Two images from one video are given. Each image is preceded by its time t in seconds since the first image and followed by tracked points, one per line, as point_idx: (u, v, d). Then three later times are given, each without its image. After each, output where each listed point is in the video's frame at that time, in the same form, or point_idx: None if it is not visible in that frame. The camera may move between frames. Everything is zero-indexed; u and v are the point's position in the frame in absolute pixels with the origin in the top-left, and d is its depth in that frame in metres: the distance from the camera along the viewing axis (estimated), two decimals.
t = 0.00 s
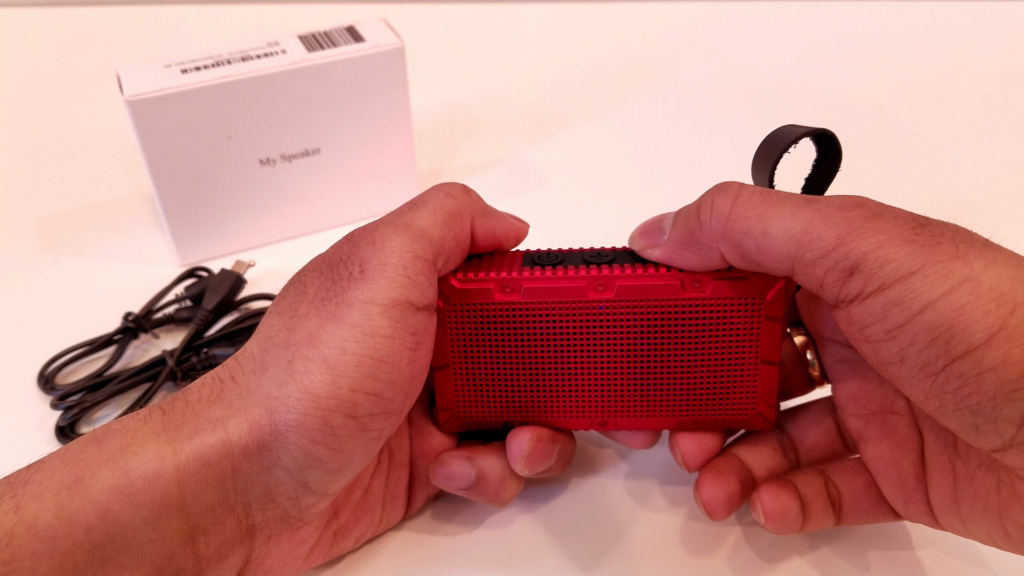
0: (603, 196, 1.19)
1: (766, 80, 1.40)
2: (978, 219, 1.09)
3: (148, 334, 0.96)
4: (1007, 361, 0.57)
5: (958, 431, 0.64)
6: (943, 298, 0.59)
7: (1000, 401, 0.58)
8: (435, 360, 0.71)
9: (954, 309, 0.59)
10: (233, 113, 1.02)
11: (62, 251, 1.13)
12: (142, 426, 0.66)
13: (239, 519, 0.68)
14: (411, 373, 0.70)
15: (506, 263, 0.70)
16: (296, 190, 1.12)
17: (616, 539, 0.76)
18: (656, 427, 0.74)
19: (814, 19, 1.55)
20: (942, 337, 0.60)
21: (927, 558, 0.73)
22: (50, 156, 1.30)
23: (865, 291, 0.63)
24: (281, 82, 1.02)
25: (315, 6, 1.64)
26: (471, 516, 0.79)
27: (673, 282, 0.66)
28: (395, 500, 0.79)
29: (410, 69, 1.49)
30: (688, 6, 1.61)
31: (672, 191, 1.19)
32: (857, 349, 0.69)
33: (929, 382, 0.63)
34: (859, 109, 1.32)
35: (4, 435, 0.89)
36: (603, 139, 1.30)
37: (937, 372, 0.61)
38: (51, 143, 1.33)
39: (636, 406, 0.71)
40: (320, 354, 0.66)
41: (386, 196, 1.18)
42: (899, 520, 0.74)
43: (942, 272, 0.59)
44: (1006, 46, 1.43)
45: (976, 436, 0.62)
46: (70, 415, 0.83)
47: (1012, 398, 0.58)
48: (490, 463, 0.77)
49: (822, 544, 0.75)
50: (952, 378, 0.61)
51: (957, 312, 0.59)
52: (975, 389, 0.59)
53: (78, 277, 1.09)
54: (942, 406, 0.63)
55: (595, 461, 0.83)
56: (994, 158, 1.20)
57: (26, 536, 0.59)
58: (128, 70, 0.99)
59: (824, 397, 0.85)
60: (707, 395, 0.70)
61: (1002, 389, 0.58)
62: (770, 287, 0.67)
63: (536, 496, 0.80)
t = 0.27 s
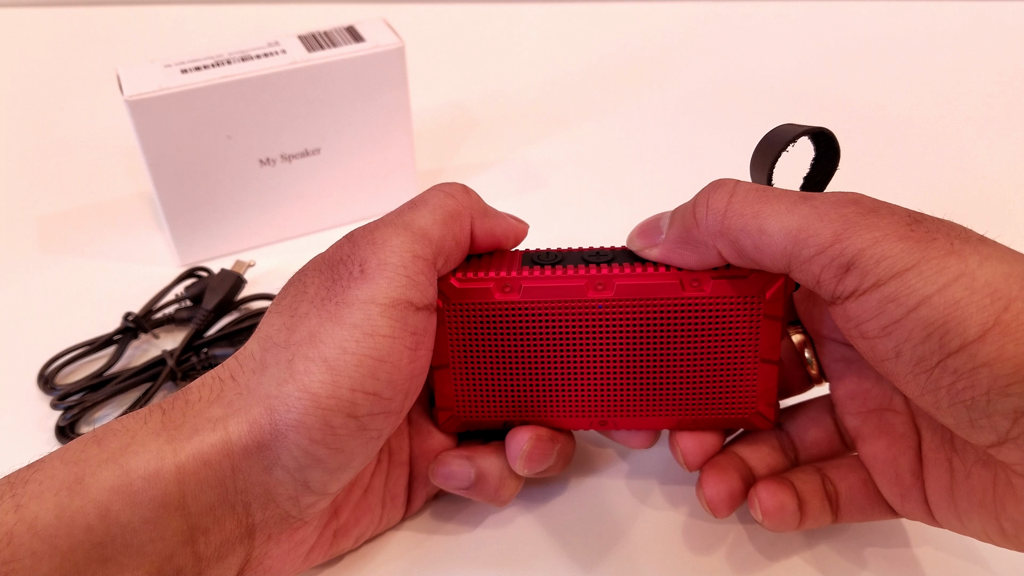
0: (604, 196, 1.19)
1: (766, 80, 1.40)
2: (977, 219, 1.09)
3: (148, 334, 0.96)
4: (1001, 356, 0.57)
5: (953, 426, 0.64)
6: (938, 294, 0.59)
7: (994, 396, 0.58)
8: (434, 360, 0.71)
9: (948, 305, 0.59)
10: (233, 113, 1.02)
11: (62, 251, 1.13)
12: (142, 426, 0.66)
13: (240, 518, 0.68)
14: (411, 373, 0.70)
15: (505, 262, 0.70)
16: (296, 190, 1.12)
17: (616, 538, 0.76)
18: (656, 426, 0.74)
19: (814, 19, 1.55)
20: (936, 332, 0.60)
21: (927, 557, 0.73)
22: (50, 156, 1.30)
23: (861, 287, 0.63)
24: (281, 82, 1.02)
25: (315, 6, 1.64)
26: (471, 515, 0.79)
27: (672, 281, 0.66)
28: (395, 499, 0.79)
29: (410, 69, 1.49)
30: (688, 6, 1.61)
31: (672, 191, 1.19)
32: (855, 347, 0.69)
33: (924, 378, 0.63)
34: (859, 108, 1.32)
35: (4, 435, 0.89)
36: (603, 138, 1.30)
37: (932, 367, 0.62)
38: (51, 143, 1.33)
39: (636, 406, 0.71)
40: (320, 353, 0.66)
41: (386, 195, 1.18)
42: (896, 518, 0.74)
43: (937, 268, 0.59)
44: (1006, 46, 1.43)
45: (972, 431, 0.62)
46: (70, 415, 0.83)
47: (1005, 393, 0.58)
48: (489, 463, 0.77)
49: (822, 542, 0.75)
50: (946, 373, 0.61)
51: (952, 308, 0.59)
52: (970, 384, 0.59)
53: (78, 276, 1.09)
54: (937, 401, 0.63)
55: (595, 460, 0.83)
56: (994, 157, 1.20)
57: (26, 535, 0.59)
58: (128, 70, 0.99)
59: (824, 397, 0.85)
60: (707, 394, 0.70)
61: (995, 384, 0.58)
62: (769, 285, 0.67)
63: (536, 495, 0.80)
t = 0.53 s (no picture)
0: (604, 196, 1.19)
1: (766, 80, 1.40)
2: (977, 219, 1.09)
3: (148, 334, 0.96)
4: (998, 356, 0.57)
5: (951, 426, 0.64)
6: (936, 294, 0.59)
7: (991, 395, 0.58)
8: (435, 360, 0.71)
9: (947, 305, 0.59)
10: (233, 113, 1.02)
11: (62, 251, 1.13)
12: (142, 426, 0.66)
13: (240, 518, 0.68)
14: (411, 373, 0.70)
15: (505, 263, 0.70)
16: (296, 190, 1.12)
17: (616, 538, 0.76)
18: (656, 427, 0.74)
19: (814, 19, 1.55)
20: (935, 332, 0.60)
21: (926, 556, 0.73)
22: (50, 156, 1.30)
23: (861, 287, 0.63)
24: (281, 82, 1.02)
25: (316, 6, 1.64)
26: (471, 515, 0.79)
27: (672, 281, 0.66)
28: (395, 499, 0.79)
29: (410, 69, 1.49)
30: (689, 6, 1.61)
31: (672, 191, 1.19)
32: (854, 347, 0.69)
33: (922, 377, 0.63)
34: (859, 108, 1.32)
35: (5, 435, 0.89)
36: (604, 138, 1.30)
37: (930, 366, 0.62)
38: (51, 143, 1.33)
39: (636, 406, 0.71)
40: (320, 353, 0.66)
41: (386, 196, 1.18)
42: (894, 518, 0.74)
43: (936, 269, 0.59)
44: (1006, 46, 1.43)
45: (970, 432, 0.62)
46: (70, 416, 0.83)
47: (1003, 393, 0.58)
48: (489, 463, 0.77)
49: (821, 543, 0.75)
50: (944, 373, 0.61)
51: (951, 308, 0.59)
52: (968, 383, 0.59)
53: (78, 276, 1.09)
54: (935, 401, 0.63)
55: (594, 460, 0.83)
56: (994, 158, 1.20)
57: (27, 535, 0.59)
58: (128, 70, 0.99)
59: (823, 397, 0.85)
60: (707, 394, 0.70)
61: (993, 384, 0.58)
62: (769, 285, 0.67)
63: (536, 495, 0.80)
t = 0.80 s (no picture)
0: (604, 196, 1.19)
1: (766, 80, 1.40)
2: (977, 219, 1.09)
3: (148, 334, 0.96)
4: (997, 354, 0.57)
5: (950, 424, 0.64)
6: (935, 292, 0.59)
7: (989, 392, 0.58)
8: (435, 359, 0.71)
9: (945, 302, 0.59)
10: (233, 113, 1.02)
11: (63, 252, 1.13)
12: (142, 425, 0.66)
13: (240, 517, 0.68)
14: (411, 372, 0.70)
15: (505, 262, 0.71)
16: (297, 190, 1.12)
17: (616, 537, 0.76)
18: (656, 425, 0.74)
19: (814, 19, 1.55)
20: (933, 330, 0.60)
21: (925, 554, 0.73)
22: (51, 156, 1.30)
23: (859, 285, 0.63)
24: (281, 82, 1.02)
25: (316, 6, 1.64)
26: (471, 514, 0.79)
27: (672, 280, 0.66)
28: (395, 498, 0.79)
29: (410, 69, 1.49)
30: (689, 6, 1.61)
31: (672, 191, 1.19)
32: (853, 345, 0.69)
33: (921, 375, 0.63)
34: (859, 108, 1.32)
35: (5, 435, 0.89)
36: (604, 139, 1.30)
37: (929, 364, 0.62)
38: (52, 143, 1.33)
39: (636, 405, 0.71)
40: (320, 352, 0.66)
41: (386, 195, 1.18)
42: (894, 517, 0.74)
43: (935, 266, 0.59)
44: (1006, 46, 1.43)
45: (969, 429, 0.62)
46: (70, 415, 0.83)
47: (1001, 389, 0.58)
48: (489, 462, 0.77)
49: (820, 543, 0.75)
50: (943, 370, 0.61)
51: (949, 305, 0.59)
52: (966, 380, 0.59)
53: (78, 276, 1.10)
54: (934, 398, 0.63)
55: (594, 460, 0.83)
56: (993, 158, 1.20)
57: (27, 534, 0.59)
58: (128, 70, 0.99)
59: (823, 396, 0.85)
60: (707, 392, 0.70)
61: (991, 380, 0.58)
62: (769, 284, 0.67)
63: (536, 494, 0.80)
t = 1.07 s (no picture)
0: (603, 195, 1.20)
1: (766, 80, 1.40)
2: (977, 219, 1.09)
3: (148, 334, 0.96)
4: (993, 353, 0.57)
5: (947, 422, 0.64)
6: (932, 291, 0.59)
7: (985, 390, 0.58)
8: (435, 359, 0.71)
9: (942, 302, 0.59)
10: (233, 114, 1.02)
11: (63, 252, 1.13)
12: (143, 425, 0.66)
13: (240, 517, 0.68)
14: (411, 372, 0.70)
15: (505, 262, 0.71)
16: (296, 190, 1.12)
17: (616, 536, 0.76)
18: (656, 425, 0.74)
19: (814, 19, 1.55)
20: (931, 329, 0.60)
21: (924, 554, 0.73)
22: (51, 156, 1.30)
23: (857, 284, 0.63)
24: (281, 82, 1.02)
25: (316, 6, 1.64)
26: (471, 514, 0.79)
27: (672, 279, 0.66)
28: (395, 498, 0.79)
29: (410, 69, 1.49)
30: (689, 6, 1.61)
31: (671, 191, 1.19)
32: (851, 344, 0.69)
33: (918, 374, 0.63)
34: (859, 108, 1.32)
35: (5, 435, 0.89)
36: (604, 139, 1.31)
37: (926, 363, 0.62)
38: (52, 144, 1.33)
39: (637, 404, 0.71)
40: (321, 352, 0.66)
41: (386, 195, 1.18)
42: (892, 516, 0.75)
43: (932, 266, 0.59)
44: (1006, 46, 1.43)
45: (966, 428, 0.63)
46: (70, 415, 0.83)
47: (997, 388, 0.58)
48: (488, 462, 0.77)
49: (819, 543, 0.75)
50: (939, 369, 0.61)
51: (946, 305, 0.59)
52: (963, 379, 0.60)
53: (79, 276, 1.10)
54: (931, 397, 0.63)
55: (594, 459, 0.83)
56: (993, 157, 1.20)
57: (27, 533, 0.59)
58: (128, 70, 0.99)
59: (823, 395, 0.85)
60: (707, 392, 0.70)
61: (987, 379, 0.58)
62: (769, 283, 0.67)
63: (536, 494, 0.80)
